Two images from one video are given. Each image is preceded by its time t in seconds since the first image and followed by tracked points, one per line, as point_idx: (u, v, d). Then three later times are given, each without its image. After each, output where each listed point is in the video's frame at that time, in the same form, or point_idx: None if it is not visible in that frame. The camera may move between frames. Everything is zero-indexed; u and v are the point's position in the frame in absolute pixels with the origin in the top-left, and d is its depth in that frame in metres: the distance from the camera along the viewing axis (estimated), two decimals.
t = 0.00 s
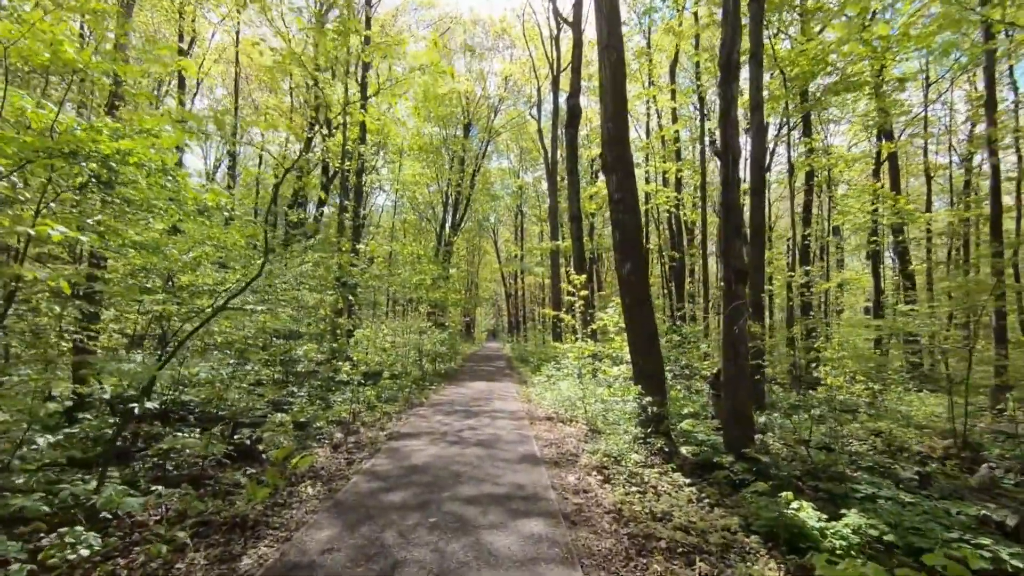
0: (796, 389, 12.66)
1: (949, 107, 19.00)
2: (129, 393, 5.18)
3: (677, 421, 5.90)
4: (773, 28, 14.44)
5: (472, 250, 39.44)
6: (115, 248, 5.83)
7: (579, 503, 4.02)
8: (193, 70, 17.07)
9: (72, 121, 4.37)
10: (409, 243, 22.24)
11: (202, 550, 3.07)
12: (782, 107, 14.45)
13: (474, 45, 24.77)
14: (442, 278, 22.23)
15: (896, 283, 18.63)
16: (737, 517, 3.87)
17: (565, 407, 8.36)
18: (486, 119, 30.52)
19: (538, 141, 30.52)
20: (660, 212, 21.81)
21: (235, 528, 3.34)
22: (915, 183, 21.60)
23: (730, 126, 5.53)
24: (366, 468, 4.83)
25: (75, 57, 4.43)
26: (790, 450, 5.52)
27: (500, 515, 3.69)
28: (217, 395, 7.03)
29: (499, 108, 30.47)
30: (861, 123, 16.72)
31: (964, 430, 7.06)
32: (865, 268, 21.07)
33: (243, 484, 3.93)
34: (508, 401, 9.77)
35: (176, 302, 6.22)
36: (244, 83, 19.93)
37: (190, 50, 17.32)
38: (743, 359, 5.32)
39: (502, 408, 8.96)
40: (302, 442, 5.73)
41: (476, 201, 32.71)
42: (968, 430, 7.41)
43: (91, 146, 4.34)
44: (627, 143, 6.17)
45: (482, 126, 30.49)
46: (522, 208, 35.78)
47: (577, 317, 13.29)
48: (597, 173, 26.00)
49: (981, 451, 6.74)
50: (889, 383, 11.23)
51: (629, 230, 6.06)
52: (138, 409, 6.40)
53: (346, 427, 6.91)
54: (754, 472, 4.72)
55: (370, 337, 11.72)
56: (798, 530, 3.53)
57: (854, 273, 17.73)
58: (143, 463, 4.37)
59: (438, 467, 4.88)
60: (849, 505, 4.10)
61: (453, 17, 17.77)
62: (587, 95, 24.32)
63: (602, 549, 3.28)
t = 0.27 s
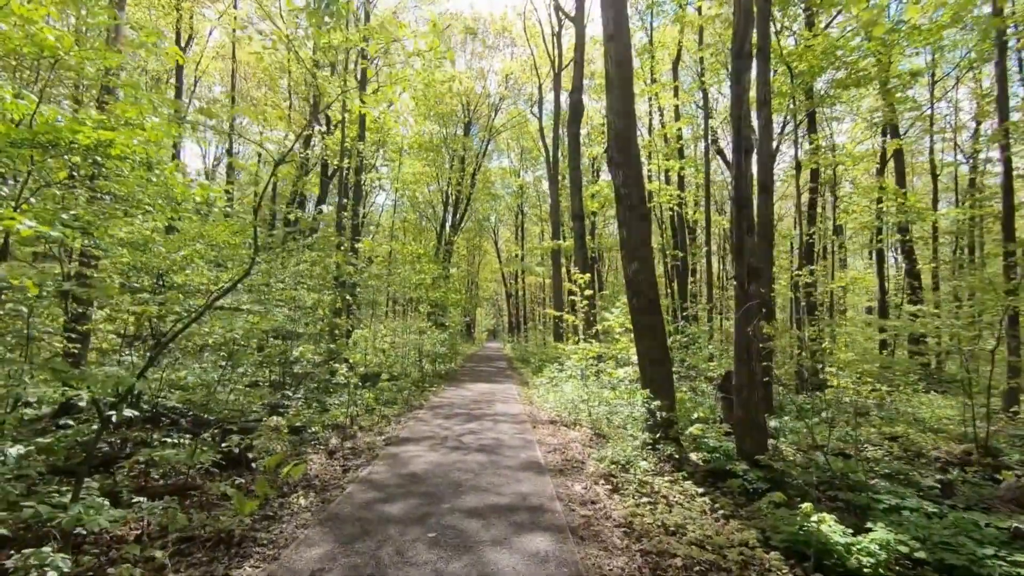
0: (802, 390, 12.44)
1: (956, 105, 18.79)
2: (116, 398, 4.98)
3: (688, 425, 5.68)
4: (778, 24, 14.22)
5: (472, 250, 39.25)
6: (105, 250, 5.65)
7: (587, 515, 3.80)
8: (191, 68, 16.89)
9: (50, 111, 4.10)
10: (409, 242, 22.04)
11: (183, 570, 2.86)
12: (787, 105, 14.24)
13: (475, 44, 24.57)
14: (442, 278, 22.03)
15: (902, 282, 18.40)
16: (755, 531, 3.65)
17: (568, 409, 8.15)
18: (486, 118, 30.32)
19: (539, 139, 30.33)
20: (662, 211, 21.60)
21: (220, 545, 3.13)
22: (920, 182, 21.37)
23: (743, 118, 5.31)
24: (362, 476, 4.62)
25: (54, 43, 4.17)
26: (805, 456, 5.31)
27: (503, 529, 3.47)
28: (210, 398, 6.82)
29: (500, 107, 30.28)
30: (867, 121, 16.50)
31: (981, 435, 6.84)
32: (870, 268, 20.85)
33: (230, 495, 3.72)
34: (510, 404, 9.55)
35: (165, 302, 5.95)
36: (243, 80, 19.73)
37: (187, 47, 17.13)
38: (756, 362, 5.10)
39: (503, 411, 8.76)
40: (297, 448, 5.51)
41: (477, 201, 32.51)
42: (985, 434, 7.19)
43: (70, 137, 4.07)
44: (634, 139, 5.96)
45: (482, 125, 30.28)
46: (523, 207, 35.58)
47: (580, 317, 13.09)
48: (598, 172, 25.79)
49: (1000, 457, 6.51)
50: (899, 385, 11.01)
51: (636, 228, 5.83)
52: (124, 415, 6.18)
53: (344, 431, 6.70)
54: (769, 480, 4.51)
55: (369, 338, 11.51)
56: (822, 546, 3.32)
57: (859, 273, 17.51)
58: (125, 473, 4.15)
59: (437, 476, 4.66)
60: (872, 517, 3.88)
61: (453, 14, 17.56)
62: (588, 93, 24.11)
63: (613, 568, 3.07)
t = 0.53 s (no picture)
0: (808, 391, 12.22)
1: (961, 102, 18.58)
2: (100, 401, 4.79)
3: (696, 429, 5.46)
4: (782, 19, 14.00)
5: (472, 250, 39.06)
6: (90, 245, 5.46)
7: (592, 525, 3.59)
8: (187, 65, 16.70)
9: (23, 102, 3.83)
10: (408, 242, 21.83)
11: None
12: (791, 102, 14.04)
13: (474, 41, 24.36)
14: (441, 277, 21.83)
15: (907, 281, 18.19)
16: (771, 543, 3.44)
17: (570, 411, 7.94)
18: (486, 117, 30.11)
19: (539, 138, 30.12)
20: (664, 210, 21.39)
21: (199, 560, 2.92)
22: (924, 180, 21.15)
23: (754, 109, 5.09)
24: (355, 483, 4.40)
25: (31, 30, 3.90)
26: (818, 461, 5.09)
27: (503, 542, 3.26)
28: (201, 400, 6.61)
29: (500, 106, 30.07)
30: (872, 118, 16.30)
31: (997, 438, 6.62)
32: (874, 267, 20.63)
33: (213, 505, 3.51)
34: (510, 405, 9.34)
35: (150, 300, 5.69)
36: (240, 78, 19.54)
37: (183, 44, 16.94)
38: (767, 362, 4.89)
39: (503, 412, 8.55)
40: (289, 452, 5.30)
41: (477, 200, 32.31)
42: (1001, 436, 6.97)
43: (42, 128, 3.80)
44: (639, 131, 5.75)
45: (482, 123, 30.08)
46: (523, 206, 35.38)
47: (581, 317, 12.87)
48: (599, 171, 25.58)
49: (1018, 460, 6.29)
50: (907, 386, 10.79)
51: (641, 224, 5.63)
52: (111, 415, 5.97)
53: (339, 433, 6.49)
54: (782, 487, 4.29)
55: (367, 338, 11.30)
56: (844, 560, 3.11)
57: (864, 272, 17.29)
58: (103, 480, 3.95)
59: (434, 482, 4.44)
60: (894, 527, 3.67)
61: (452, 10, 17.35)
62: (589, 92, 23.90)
63: None
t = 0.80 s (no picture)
0: (813, 392, 11.99)
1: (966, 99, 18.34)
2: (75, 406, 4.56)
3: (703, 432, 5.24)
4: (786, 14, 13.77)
5: (472, 249, 38.86)
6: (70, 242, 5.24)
7: (595, 538, 3.37)
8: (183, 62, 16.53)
9: None
10: (407, 241, 21.62)
11: None
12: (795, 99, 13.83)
13: (474, 39, 24.13)
14: (441, 277, 21.63)
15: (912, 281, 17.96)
16: (786, 556, 3.23)
17: (571, 413, 7.72)
18: (486, 115, 29.89)
19: (540, 137, 29.91)
20: (665, 208, 21.16)
21: None
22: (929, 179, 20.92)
23: (764, 97, 4.88)
24: (346, 490, 4.19)
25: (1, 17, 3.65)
26: (830, 466, 4.88)
27: (499, 557, 3.05)
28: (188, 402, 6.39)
29: (500, 105, 29.85)
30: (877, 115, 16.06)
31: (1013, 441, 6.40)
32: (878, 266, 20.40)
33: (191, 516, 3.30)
34: (509, 407, 9.13)
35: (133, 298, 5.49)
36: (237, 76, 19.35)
37: (179, 41, 16.72)
38: (778, 362, 4.68)
39: (502, 414, 8.34)
40: (278, 457, 5.08)
41: (477, 200, 32.10)
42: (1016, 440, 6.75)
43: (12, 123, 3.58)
44: (643, 122, 5.53)
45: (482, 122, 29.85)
46: (524, 206, 35.17)
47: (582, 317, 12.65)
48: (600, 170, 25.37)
49: None
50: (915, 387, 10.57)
51: (645, 219, 5.40)
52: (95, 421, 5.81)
53: (332, 437, 6.28)
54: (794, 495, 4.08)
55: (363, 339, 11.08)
56: None
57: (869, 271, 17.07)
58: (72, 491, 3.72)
59: (428, 490, 4.22)
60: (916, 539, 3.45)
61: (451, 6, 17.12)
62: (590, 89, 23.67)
63: None
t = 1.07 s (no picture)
0: (818, 393, 11.78)
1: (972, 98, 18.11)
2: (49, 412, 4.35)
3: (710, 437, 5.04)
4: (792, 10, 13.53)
5: (473, 250, 38.65)
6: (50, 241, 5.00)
7: (599, 554, 3.17)
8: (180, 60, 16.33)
9: None
10: (406, 241, 21.42)
11: None
12: (800, 96, 13.62)
13: (474, 37, 23.92)
14: (440, 277, 21.43)
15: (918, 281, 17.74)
16: (805, 574, 3.02)
17: (572, 416, 7.51)
18: (486, 114, 29.68)
19: (540, 136, 29.72)
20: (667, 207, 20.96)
21: None
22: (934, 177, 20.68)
23: (772, 87, 4.65)
24: (337, 499, 3.99)
25: None
26: (844, 472, 4.68)
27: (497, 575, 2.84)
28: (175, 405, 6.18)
29: (500, 104, 29.65)
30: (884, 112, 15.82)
31: None
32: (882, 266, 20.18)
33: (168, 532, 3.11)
34: (509, 409, 8.92)
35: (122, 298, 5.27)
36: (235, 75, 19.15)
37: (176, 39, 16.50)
38: (789, 365, 4.47)
39: (502, 417, 8.13)
40: (268, 464, 4.87)
41: (477, 199, 31.90)
42: None
43: None
44: (647, 115, 5.33)
45: (482, 121, 29.64)
46: (524, 206, 34.97)
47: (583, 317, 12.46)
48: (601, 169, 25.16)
49: None
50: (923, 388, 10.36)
51: (649, 216, 5.20)
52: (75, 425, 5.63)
53: (326, 441, 6.07)
54: (809, 506, 3.87)
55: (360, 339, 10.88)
56: None
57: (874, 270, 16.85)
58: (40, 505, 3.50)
59: (423, 500, 4.00)
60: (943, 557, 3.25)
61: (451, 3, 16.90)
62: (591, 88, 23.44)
63: None
